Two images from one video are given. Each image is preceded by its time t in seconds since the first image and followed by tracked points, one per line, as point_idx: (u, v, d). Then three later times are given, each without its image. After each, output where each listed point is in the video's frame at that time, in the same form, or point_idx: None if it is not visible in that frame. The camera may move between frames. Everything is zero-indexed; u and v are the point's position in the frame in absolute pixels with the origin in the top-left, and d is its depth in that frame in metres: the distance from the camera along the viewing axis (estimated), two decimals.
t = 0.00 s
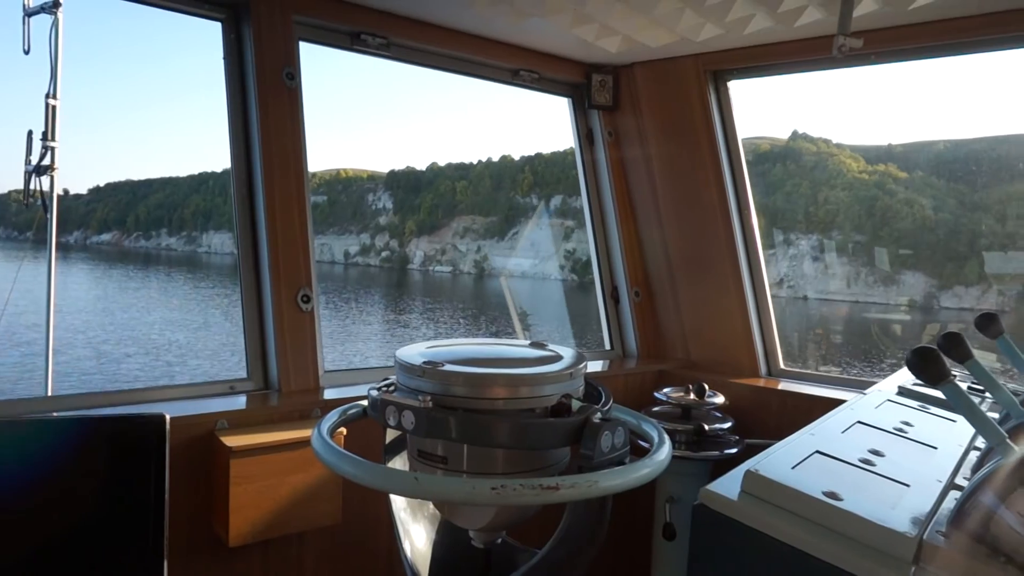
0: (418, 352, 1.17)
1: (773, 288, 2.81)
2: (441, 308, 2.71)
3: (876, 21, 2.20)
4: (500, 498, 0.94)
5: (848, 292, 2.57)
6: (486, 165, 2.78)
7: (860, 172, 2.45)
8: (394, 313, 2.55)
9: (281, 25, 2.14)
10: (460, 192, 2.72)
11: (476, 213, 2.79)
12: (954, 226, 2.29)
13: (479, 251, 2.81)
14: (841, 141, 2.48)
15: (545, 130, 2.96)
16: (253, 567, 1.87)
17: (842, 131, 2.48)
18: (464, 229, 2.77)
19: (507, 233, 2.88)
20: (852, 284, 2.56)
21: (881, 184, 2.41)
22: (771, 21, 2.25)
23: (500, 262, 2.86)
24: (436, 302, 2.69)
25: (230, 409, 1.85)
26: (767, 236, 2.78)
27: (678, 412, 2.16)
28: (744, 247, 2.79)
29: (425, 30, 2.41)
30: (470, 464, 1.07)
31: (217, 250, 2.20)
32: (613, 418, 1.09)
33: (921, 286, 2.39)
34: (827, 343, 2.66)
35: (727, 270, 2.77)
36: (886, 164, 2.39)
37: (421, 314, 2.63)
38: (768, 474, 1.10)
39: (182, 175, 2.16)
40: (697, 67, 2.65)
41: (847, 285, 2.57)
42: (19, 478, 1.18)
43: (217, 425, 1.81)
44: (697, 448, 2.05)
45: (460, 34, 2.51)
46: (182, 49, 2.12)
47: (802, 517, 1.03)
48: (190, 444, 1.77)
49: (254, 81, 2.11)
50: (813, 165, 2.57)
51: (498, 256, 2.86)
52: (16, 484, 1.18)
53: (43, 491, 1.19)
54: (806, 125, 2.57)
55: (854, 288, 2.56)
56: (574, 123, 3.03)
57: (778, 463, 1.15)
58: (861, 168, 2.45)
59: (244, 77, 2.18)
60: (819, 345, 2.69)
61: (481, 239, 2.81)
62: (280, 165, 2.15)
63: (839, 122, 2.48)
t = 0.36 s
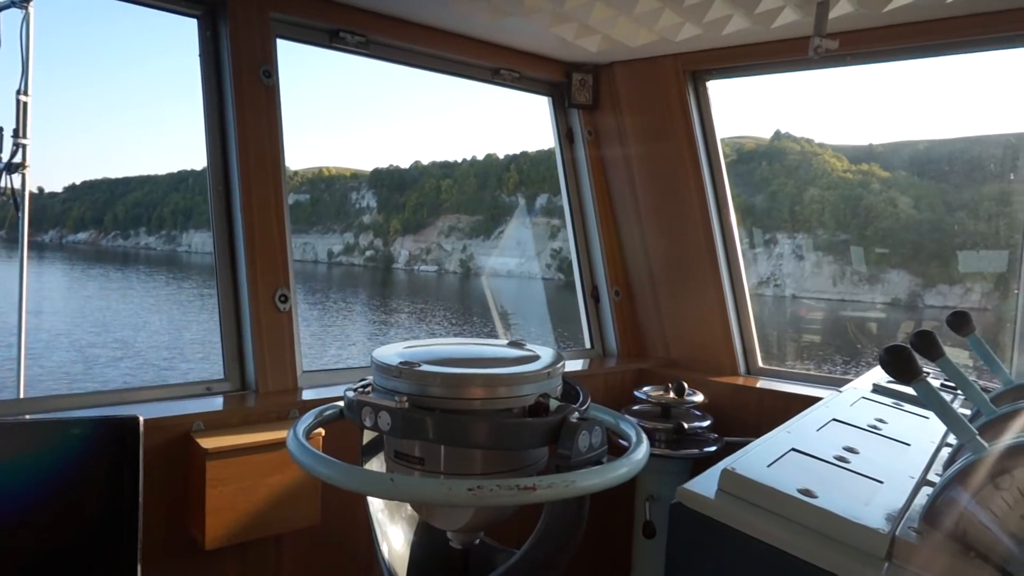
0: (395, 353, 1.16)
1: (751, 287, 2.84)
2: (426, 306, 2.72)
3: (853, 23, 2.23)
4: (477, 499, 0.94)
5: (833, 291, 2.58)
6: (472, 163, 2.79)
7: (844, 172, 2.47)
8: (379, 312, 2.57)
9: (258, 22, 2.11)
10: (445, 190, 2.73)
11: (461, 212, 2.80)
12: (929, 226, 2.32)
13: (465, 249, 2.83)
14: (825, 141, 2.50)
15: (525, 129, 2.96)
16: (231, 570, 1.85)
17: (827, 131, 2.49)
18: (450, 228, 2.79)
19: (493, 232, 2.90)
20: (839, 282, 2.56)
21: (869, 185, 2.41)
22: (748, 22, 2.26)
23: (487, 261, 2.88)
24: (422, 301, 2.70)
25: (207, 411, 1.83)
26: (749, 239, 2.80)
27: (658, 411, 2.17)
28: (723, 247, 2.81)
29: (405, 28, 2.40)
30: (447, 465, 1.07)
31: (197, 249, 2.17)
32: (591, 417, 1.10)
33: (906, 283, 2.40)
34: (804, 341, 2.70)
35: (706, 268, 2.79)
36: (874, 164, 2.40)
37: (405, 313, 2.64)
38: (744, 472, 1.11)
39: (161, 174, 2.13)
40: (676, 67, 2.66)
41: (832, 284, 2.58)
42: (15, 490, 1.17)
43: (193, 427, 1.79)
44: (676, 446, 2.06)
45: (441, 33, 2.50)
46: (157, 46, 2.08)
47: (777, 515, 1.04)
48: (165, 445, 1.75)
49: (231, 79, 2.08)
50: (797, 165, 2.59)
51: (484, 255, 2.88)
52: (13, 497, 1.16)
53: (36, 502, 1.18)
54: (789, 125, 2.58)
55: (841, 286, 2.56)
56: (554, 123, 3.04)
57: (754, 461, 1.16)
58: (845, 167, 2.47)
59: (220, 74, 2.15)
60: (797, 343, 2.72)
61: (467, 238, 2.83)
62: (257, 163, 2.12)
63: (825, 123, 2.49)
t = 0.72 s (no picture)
0: (372, 351, 1.15)
1: (731, 285, 2.85)
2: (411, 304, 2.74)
3: (831, 26, 2.26)
4: (454, 497, 0.93)
5: (820, 290, 2.59)
6: (456, 161, 2.81)
7: (830, 171, 2.49)
8: (362, 309, 2.57)
9: (236, 16, 2.08)
10: (430, 187, 2.75)
11: (446, 209, 2.82)
12: (906, 225, 2.35)
13: (450, 247, 2.86)
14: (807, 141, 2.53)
15: (506, 127, 2.97)
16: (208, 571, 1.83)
17: (808, 131, 2.53)
18: (435, 225, 2.81)
19: (479, 230, 2.93)
20: (825, 282, 2.58)
21: (850, 184, 2.45)
22: (728, 22, 2.28)
23: (473, 260, 2.92)
24: (407, 298, 2.72)
25: (182, 409, 1.81)
26: (735, 238, 2.81)
27: (637, 409, 2.18)
28: (703, 246, 2.82)
29: (385, 24, 2.39)
30: (425, 464, 1.06)
31: (177, 246, 2.14)
32: (569, 415, 1.09)
33: (892, 283, 2.42)
34: (782, 339, 2.73)
35: (686, 267, 2.80)
36: (857, 164, 2.42)
37: (389, 311, 2.66)
38: (722, 469, 1.11)
39: (139, 169, 2.10)
40: (656, 66, 2.67)
41: (819, 283, 2.60)
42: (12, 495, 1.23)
43: (168, 426, 1.77)
44: (655, 443, 2.07)
45: (424, 30, 2.50)
46: (131, 38, 2.04)
47: (753, 512, 1.04)
48: (140, 444, 1.73)
49: (208, 73, 2.05)
50: (783, 165, 2.61)
51: (472, 255, 2.91)
52: (11, 525, 1.22)
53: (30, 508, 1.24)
54: (772, 126, 2.61)
55: (826, 286, 2.58)
56: (535, 120, 3.03)
57: (731, 458, 1.17)
58: (829, 167, 2.50)
59: (196, 68, 2.11)
60: (774, 341, 2.76)
61: (452, 235, 2.85)
62: (234, 157, 2.09)
63: (804, 123, 2.53)
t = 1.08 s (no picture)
0: (347, 344, 1.14)
1: (709, 280, 2.88)
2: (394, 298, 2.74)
3: (809, 23, 2.28)
4: (429, 491, 0.93)
5: (803, 286, 2.60)
6: (439, 155, 2.81)
7: (811, 169, 2.50)
8: (343, 304, 2.57)
9: (211, 5, 2.04)
10: (413, 181, 2.75)
11: (429, 203, 2.82)
12: (887, 223, 2.36)
13: (433, 242, 2.86)
14: (788, 139, 2.54)
15: (485, 122, 2.95)
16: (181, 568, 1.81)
17: (789, 128, 2.53)
18: (418, 220, 2.81)
19: (463, 224, 2.94)
20: (807, 278, 2.59)
21: (834, 181, 2.45)
22: (706, 18, 2.29)
23: (458, 255, 2.93)
24: (390, 292, 2.73)
25: (155, 404, 1.78)
26: (719, 235, 2.80)
27: (615, 403, 2.18)
28: (681, 242, 2.84)
29: (362, 15, 2.36)
30: (400, 458, 1.06)
31: (154, 240, 2.10)
32: (545, 409, 1.09)
33: (873, 280, 2.44)
34: (758, 334, 2.76)
35: (664, 261, 2.82)
36: (837, 163, 2.44)
37: (371, 306, 2.66)
38: (697, 463, 1.12)
39: (114, 161, 2.06)
40: (635, 62, 2.68)
41: (802, 279, 2.60)
42: None
43: (140, 421, 1.74)
44: (632, 437, 2.08)
45: (403, 23, 2.47)
46: (99, 25, 1.98)
47: (727, 505, 1.05)
48: (112, 439, 1.70)
49: (182, 63, 2.00)
50: (765, 162, 2.60)
51: (456, 250, 2.92)
52: None
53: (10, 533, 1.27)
54: (754, 123, 2.61)
55: (809, 282, 2.59)
56: (514, 115, 3.02)
57: (707, 451, 1.18)
58: (812, 164, 2.50)
59: (171, 60, 2.05)
60: (751, 337, 2.79)
61: (436, 230, 2.85)
62: (208, 148, 2.06)
63: (788, 121, 2.54)
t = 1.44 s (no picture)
0: (320, 339, 1.13)
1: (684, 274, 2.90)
2: (378, 293, 2.73)
3: (786, 18, 2.29)
4: (401, 487, 0.92)
5: (788, 279, 2.62)
6: (424, 149, 2.80)
7: (794, 163, 2.52)
8: (325, 299, 2.54)
9: None
10: (396, 175, 2.73)
11: (413, 197, 2.81)
12: (869, 214, 2.39)
13: (417, 236, 2.85)
14: (766, 132, 2.56)
15: (464, 115, 2.93)
16: (154, 566, 1.79)
17: (771, 122, 2.54)
18: (401, 214, 2.80)
19: (447, 219, 2.94)
20: (793, 272, 2.61)
21: (818, 175, 2.48)
22: (683, 12, 2.29)
23: (442, 250, 2.93)
24: (374, 287, 2.72)
25: (127, 402, 1.76)
26: (704, 230, 2.80)
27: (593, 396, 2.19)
28: (658, 235, 2.85)
29: (338, 6, 2.32)
30: (374, 453, 1.05)
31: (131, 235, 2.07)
32: (520, 403, 1.09)
33: (858, 274, 2.46)
34: (735, 326, 2.79)
35: (640, 254, 2.83)
36: (825, 157, 2.45)
37: (355, 301, 2.65)
38: (672, 455, 1.12)
39: (89, 154, 2.02)
40: (613, 55, 2.67)
41: (787, 273, 2.62)
42: None
43: (111, 418, 1.71)
44: (610, 430, 2.09)
45: (380, 16, 2.44)
46: (65, 13, 1.92)
47: (702, 496, 1.06)
48: (83, 437, 1.68)
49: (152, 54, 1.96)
50: (749, 156, 2.62)
51: (440, 245, 2.92)
52: None
53: None
54: (735, 117, 2.62)
55: (795, 276, 2.61)
56: (492, 108, 2.99)
57: (682, 443, 1.18)
58: (796, 158, 2.53)
59: (141, 51, 2.01)
60: (728, 330, 2.81)
61: (419, 224, 2.84)
62: (180, 141, 2.02)
63: (768, 115, 2.55)
